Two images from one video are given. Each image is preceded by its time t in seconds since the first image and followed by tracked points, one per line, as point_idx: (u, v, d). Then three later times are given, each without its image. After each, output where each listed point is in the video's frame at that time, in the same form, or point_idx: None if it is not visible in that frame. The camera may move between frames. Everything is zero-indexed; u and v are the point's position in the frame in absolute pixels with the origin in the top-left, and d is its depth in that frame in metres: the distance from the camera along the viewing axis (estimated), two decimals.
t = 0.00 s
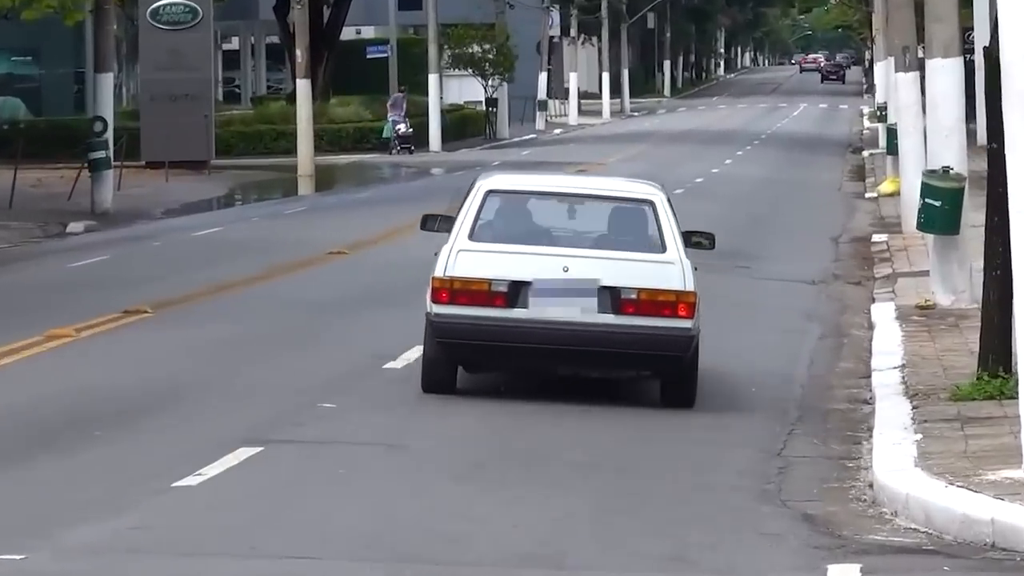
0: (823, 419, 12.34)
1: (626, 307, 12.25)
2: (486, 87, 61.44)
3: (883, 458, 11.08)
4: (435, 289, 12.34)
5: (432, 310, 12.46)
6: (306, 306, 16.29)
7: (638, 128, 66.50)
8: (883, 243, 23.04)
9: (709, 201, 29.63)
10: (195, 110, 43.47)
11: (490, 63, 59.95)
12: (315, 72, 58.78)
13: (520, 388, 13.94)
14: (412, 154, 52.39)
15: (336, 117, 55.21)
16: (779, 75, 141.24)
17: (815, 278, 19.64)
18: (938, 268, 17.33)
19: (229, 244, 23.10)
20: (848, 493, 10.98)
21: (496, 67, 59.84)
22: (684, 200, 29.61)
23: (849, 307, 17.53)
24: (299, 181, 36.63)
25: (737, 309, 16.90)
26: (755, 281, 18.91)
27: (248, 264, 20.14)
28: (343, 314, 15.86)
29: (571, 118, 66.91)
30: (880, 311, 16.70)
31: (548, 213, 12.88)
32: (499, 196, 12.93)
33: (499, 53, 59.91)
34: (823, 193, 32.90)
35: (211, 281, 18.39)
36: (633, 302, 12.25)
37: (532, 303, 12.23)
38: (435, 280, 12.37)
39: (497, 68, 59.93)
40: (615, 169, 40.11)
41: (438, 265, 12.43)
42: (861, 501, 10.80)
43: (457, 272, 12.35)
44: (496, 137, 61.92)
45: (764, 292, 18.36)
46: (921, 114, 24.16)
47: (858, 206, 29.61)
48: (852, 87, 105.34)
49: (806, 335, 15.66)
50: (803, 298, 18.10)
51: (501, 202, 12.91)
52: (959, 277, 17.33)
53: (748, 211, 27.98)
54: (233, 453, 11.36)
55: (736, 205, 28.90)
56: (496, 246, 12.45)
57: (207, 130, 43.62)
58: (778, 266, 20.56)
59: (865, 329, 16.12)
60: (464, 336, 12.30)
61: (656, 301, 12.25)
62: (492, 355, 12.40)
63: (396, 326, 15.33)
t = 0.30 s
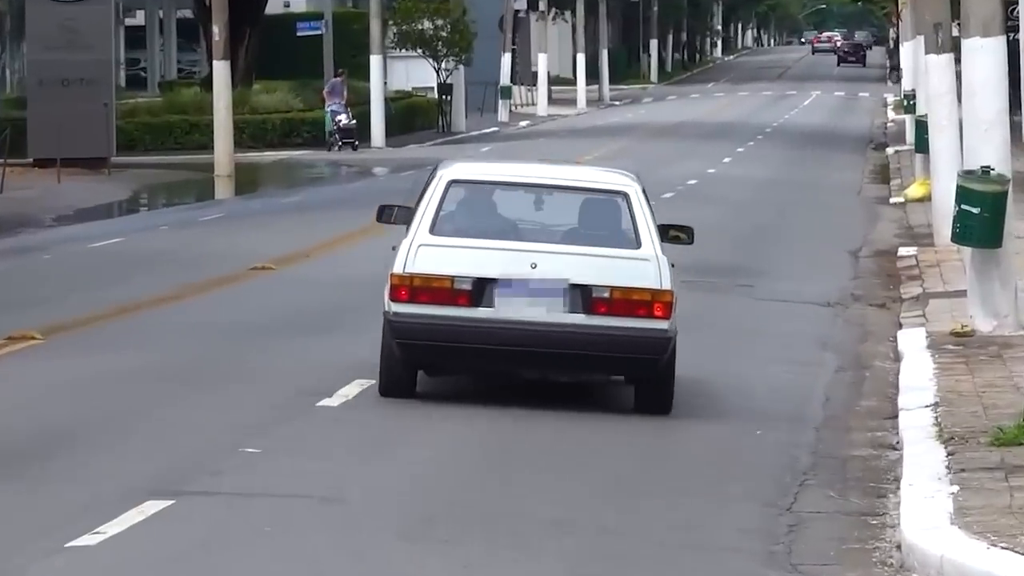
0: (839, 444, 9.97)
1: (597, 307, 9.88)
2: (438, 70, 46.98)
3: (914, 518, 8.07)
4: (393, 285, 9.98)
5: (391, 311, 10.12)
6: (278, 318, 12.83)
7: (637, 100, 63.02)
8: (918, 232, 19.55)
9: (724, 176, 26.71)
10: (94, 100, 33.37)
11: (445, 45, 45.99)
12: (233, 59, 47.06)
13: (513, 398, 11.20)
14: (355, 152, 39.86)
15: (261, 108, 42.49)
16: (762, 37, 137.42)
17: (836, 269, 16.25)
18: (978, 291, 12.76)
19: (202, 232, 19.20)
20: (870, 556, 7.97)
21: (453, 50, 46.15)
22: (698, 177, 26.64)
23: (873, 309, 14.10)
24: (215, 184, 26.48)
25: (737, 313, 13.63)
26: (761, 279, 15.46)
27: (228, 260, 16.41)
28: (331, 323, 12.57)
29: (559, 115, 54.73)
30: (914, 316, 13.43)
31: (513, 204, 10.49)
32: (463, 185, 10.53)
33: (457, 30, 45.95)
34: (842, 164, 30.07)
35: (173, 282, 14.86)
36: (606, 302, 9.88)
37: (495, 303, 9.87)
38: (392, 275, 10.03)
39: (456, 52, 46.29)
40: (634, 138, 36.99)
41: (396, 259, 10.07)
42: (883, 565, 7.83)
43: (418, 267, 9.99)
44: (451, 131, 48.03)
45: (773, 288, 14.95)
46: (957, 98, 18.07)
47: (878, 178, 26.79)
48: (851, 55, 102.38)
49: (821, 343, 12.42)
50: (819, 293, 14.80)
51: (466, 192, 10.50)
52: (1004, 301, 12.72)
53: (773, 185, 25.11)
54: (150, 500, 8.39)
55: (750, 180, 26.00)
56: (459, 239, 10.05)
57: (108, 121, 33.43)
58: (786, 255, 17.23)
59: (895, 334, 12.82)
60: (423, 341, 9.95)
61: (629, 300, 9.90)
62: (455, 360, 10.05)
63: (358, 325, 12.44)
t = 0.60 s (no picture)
0: (883, 512, 8.21)
1: (586, 320, 8.86)
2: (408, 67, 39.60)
3: None
4: (366, 295, 8.95)
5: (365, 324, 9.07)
6: (208, 361, 11.18)
7: (645, 103, 60.59)
8: (978, 259, 17.49)
9: (750, 194, 24.86)
10: None
11: (413, 35, 37.70)
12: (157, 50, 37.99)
13: (489, 437, 9.55)
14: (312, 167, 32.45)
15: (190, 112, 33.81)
16: (772, 22, 133.84)
17: (881, 308, 14.43)
18: None
19: (134, 261, 17.30)
20: None
21: (423, 42, 37.84)
22: (720, 195, 24.78)
23: (924, 354, 12.28)
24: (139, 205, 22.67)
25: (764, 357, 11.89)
26: (793, 319, 13.68)
27: (157, 295, 14.63)
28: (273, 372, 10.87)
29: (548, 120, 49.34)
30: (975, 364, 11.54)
31: (498, 211, 9.39)
32: (443, 190, 9.44)
33: (429, 17, 37.78)
34: (888, 179, 28.12)
35: (95, 318, 13.14)
36: (595, 315, 8.85)
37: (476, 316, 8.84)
38: (367, 284, 8.98)
39: (428, 43, 37.98)
40: (654, 150, 34.95)
41: (371, 267, 9.01)
42: None
43: (394, 276, 8.95)
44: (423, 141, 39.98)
45: (809, 329, 13.18)
46: None
47: (928, 198, 24.86)
48: (869, 49, 99.08)
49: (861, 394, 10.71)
50: (862, 335, 13.03)
51: (448, 198, 9.40)
52: None
53: (806, 207, 23.21)
54: None
55: (777, 200, 24.10)
56: (439, 248, 8.99)
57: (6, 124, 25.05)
58: (824, 290, 15.39)
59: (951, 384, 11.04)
60: (401, 357, 8.92)
61: (621, 313, 8.87)
62: (435, 378, 9.00)
63: (316, 374, 10.86)
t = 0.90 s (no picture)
0: None
1: (599, 328, 8.94)
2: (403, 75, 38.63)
3: None
4: (376, 304, 9.02)
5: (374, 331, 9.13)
6: (177, 411, 10.41)
7: (672, 114, 59.31)
8: None
9: (793, 218, 23.83)
10: None
11: (411, 39, 36.73)
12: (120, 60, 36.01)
13: (494, 478, 8.61)
14: (301, 185, 31.69)
15: (161, 126, 32.98)
16: (813, 28, 131.97)
17: (940, 347, 13.47)
18: None
19: (99, 293, 16.52)
20: None
21: (421, 46, 36.82)
22: (758, 218, 23.80)
23: (988, 401, 11.32)
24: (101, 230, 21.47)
25: (813, 403, 10.99)
26: (842, 359, 12.73)
27: (124, 334, 13.84)
28: (252, 423, 10.02)
29: (561, 136, 48.45)
30: None
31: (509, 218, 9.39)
32: (453, 195, 9.45)
33: (427, 20, 36.78)
34: (950, 203, 27.02)
35: (56, 360, 12.43)
36: (607, 322, 8.94)
37: (489, 324, 8.93)
38: (377, 290, 9.06)
39: (426, 48, 36.95)
40: (688, 167, 33.89)
41: (381, 274, 9.07)
42: None
43: (405, 284, 9.02)
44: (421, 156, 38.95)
45: (862, 372, 12.22)
46: None
47: (993, 225, 23.75)
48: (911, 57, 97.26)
49: (919, 447, 9.77)
50: (922, 379, 12.05)
51: (459, 204, 9.40)
52: None
53: (857, 233, 22.15)
54: None
55: (824, 225, 23.05)
56: (449, 255, 9.04)
57: None
58: (875, 326, 14.42)
59: (1018, 436, 10.10)
60: (413, 364, 8.99)
61: (635, 320, 8.95)
62: (448, 384, 9.07)
63: (306, 424, 10.01)
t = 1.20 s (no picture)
0: None
1: (577, 330, 9.83)
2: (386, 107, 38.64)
3: None
4: (376, 311, 9.95)
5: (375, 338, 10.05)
6: (158, 444, 10.33)
7: (655, 145, 59.40)
8: None
9: (776, 250, 23.89)
10: None
11: (395, 70, 36.81)
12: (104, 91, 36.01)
13: (478, 509, 8.60)
14: (289, 218, 31.56)
15: (145, 157, 32.96)
16: (795, 59, 132.21)
17: (923, 379, 13.48)
18: None
19: (82, 326, 16.41)
20: None
21: (405, 77, 36.92)
22: (740, 250, 23.87)
23: (970, 431, 11.36)
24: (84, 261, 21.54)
25: (793, 433, 11.02)
26: (823, 391, 12.73)
27: (103, 366, 13.74)
28: (234, 455, 9.98)
29: (544, 167, 48.53)
30: None
31: (498, 233, 10.28)
32: (447, 214, 10.35)
33: (411, 51, 36.99)
34: (934, 234, 27.11)
35: (35, 393, 12.34)
36: (585, 325, 9.84)
37: (478, 328, 9.83)
38: (377, 298, 9.98)
39: (411, 79, 37.05)
40: (671, 198, 33.95)
41: (380, 284, 9.99)
42: None
43: (402, 293, 9.93)
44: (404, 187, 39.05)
45: (842, 404, 12.20)
46: None
47: (976, 256, 23.82)
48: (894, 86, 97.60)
49: (902, 477, 9.79)
50: (904, 410, 12.05)
51: (453, 221, 10.31)
52: None
53: (841, 264, 22.20)
54: None
55: (808, 256, 23.10)
56: (443, 266, 9.95)
57: None
58: (858, 358, 14.43)
59: (1001, 465, 10.17)
60: (410, 365, 9.92)
61: (610, 323, 9.85)
62: (442, 384, 9.98)
63: (290, 456, 9.96)
